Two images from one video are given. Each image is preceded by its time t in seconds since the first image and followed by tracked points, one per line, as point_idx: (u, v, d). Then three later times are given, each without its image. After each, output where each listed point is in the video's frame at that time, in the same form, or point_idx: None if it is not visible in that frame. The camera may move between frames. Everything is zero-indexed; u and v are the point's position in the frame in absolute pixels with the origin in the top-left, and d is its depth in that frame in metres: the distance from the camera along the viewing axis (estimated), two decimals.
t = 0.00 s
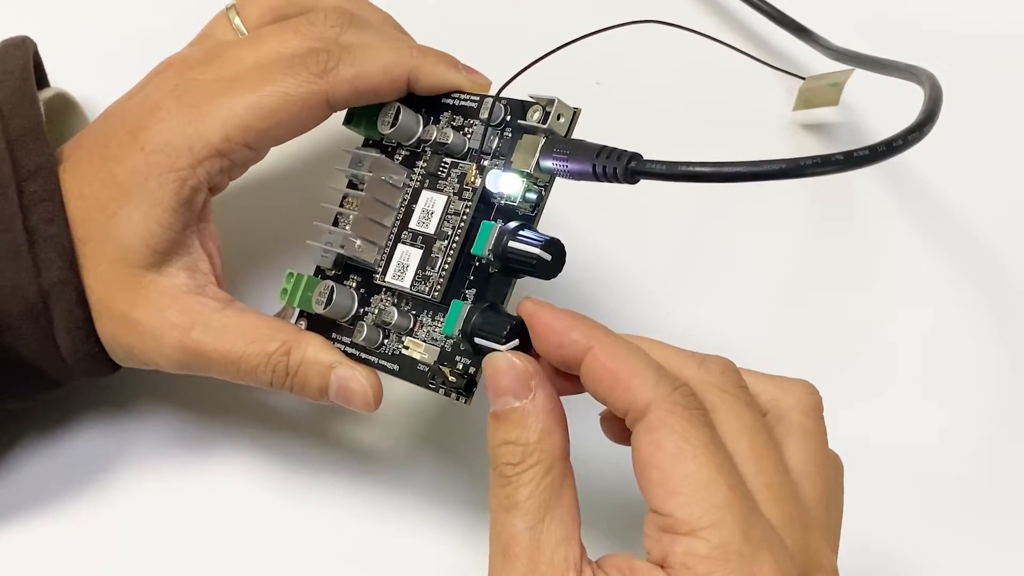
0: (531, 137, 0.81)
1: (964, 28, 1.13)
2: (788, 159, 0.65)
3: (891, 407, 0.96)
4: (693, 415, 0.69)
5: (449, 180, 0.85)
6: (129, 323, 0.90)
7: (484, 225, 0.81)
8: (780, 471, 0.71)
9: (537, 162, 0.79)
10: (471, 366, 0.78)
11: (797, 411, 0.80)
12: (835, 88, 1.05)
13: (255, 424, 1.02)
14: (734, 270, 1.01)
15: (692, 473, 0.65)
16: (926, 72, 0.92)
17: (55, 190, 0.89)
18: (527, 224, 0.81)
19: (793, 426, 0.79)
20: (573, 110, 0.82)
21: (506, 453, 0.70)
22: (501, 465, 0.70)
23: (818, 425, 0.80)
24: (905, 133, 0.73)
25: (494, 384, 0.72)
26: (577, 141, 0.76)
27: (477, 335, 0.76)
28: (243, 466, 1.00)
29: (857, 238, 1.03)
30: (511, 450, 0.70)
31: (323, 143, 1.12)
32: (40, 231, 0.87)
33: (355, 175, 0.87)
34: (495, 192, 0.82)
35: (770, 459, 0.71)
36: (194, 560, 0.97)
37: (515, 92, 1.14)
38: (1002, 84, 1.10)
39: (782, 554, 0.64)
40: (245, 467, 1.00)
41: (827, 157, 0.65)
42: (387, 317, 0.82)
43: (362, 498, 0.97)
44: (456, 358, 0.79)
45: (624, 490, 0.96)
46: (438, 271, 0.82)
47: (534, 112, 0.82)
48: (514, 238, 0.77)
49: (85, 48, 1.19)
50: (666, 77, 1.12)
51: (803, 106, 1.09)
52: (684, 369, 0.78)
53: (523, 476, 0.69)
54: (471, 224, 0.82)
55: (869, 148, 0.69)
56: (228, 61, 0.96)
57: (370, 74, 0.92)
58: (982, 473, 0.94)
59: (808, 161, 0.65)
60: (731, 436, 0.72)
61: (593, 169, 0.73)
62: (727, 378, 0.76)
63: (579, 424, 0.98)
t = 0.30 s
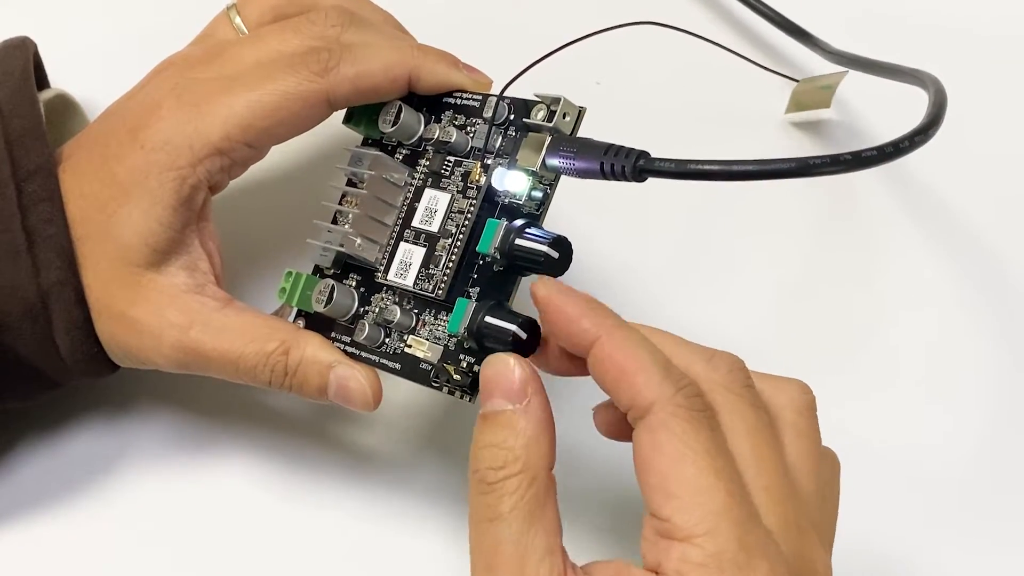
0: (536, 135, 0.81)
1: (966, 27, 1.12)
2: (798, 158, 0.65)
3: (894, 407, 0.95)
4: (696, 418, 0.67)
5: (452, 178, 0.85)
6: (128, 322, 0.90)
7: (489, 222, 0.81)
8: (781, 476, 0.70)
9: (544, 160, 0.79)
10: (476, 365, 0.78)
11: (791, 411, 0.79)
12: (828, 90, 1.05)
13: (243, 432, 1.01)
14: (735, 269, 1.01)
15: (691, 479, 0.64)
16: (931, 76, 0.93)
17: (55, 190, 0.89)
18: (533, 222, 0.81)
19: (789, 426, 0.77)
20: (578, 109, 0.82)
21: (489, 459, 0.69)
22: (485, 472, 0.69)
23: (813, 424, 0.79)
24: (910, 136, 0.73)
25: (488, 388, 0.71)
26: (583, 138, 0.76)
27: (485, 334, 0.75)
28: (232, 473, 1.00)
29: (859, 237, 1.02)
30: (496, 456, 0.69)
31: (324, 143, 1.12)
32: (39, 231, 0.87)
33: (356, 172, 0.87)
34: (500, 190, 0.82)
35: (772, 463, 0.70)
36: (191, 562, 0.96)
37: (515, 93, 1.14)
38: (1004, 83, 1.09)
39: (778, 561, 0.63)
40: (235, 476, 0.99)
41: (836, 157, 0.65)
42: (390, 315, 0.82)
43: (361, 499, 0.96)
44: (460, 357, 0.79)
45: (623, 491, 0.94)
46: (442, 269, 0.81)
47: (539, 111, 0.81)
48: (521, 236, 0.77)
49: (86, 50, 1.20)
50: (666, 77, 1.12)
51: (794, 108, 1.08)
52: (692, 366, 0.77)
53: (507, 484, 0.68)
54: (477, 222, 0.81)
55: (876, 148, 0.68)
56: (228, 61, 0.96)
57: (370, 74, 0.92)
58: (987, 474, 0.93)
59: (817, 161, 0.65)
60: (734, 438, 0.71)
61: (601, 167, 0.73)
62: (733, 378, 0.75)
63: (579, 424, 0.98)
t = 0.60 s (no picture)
0: (536, 138, 0.81)
1: (966, 27, 1.12)
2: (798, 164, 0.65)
3: (891, 408, 0.96)
4: (695, 416, 0.68)
5: (452, 180, 0.85)
6: (128, 322, 0.90)
7: (489, 226, 0.80)
8: (782, 477, 0.70)
9: (544, 163, 0.79)
10: (477, 367, 0.78)
11: (799, 416, 0.79)
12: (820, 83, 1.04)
13: (255, 418, 1.02)
14: (735, 269, 1.01)
15: (691, 475, 0.65)
16: (931, 79, 0.92)
17: (55, 190, 0.89)
18: (534, 225, 0.81)
19: (795, 429, 0.78)
20: (579, 112, 0.82)
21: (502, 444, 0.70)
22: (499, 456, 0.70)
23: (819, 426, 0.79)
24: (911, 140, 0.73)
25: (486, 372, 0.70)
26: (583, 142, 0.76)
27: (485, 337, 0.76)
28: (244, 459, 1.00)
29: (858, 238, 1.02)
30: (507, 440, 0.70)
31: (324, 143, 1.12)
32: (39, 231, 0.87)
33: (355, 174, 0.87)
34: (500, 193, 0.82)
35: (772, 463, 0.70)
36: (193, 559, 0.96)
37: (515, 92, 1.14)
38: (1005, 83, 1.09)
39: (778, 558, 0.63)
40: (245, 464, 1.00)
41: (836, 162, 0.65)
42: (391, 317, 0.82)
43: (362, 498, 0.97)
44: (461, 358, 0.79)
45: (624, 490, 0.95)
46: (442, 271, 0.81)
47: (540, 113, 0.81)
48: (521, 239, 0.77)
49: (85, 48, 1.19)
50: (666, 76, 1.12)
51: (786, 100, 1.08)
52: (689, 369, 0.77)
53: (519, 466, 0.69)
54: (477, 224, 0.81)
55: (876, 153, 0.69)
56: (227, 61, 0.96)
57: (371, 74, 0.91)
58: (984, 474, 0.94)
59: (817, 166, 0.65)
60: (733, 437, 0.71)
61: (601, 171, 0.73)
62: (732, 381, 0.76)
63: (579, 423, 0.98)
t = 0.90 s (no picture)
0: (535, 136, 0.80)
1: (968, 24, 1.12)
2: (796, 159, 0.65)
3: (892, 407, 0.95)
4: (689, 422, 0.67)
5: (450, 178, 0.85)
6: (128, 322, 0.90)
7: (488, 223, 0.80)
8: (779, 478, 0.69)
9: (543, 161, 0.78)
10: (476, 365, 0.78)
11: (795, 413, 0.79)
12: (817, 77, 1.05)
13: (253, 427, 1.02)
14: (734, 268, 1.01)
15: (687, 483, 0.64)
16: (931, 77, 0.91)
17: (54, 190, 0.89)
18: (532, 223, 0.81)
19: (790, 429, 0.77)
20: (577, 109, 0.81)
21: (501, 454, 0.69)
22: (497, 465, 0.70)
23: (816, 423, 0.78)
24: (910, 135, 0.73)
25: (492, 384, 0.71)
26: (581, 139, 0.76)
27: (485, 336, 0.76)
28: (242, 465, 1.00)
29: (858, 236, 1.02)
30: (506, 450, 0.69)
31: (324, 141, 1.12)
32: (39, 231, 0.88)
33: (354, 172, 0.86)
34: (499, 190, 0.81)
35: (768, 466, 0.69)
36: (192, 560, 0.96)
37: (514, 92, 1.14)
38: (1007, 81, 1.09)
39: (776, 563, 0.63)
40: (241, 472, 1.00)
41: (835, 158, 0.65)
42: (389, 315, 0.81)
43: (361, 499, 0.97)
44: (460, 357, 0.79)
45: (623, 490, 0.94)
46: (441, 269, 0.81)
47: (538, 110, 0.81)
48: (520, 237, 0.77)
49: (85, 48, 1.19)
50: (665, 74, 1.12)
51: (783, 95, 1.08)
52: (681, 373, 0.76)
53: (517, 477, 0.68)
54: (475, 222, 0.81)
55: (875, 149, 0.68)
56: (226, 60, 0.96)
57: (369, 72, 0.91)
58: (985, 474, 0.93)
59: (815, 162, 0.64)
60: (728, 441, 0.71)
61: (600, 168, 0.72)
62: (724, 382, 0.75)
63: (578, 424, 0.98)
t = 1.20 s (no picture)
0: (533, 134, 0.80)
1: (969, 20, 1.11)
2: (795, 156, 0.65)
3: (892, 405, 0.96)
4: (701, 415, 0.68)
5: (450, 177, 0.84)
6: (128, 322, 0.90)
7: (489, 222, 0.80)
8: (784, 478, 0.70)
9: (542, 159, 0.78)
10: (477, 364, 0.78)
11: (800, 417, 0.79)
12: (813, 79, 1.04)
13: (256, 422, 1.02)
14: (735, 266, 1.01)
15: (697, 476, 0.65)
16: (931, 75, 0.91)
17: (55, 190, 0.89)
18: (532, 221, 0.81)
19: (795, 431, 0.78)
20: (575, 108, 0.81)
21: (503, 446, 0.70)
22: (500, 457, 0.70)
23: (821, 427, 0.79)
24: (910, 133, 0.73)
25: (487, 372, 0.71)
26: (580, 137, 0.76)
27: (486, 336, 0.76)
28: (247, 459, 1.01)
29: (858, 233, 1.02)
30: (508, 441, 0.69)
31: (323, 140, 1.11)
32: (39, 231, 0.88)
33: (353, 171, 0.86)
34: (498, 188, 0.82)
35: (776, 465, 0.70)
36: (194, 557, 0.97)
37: (514, 90, 1.14)
38: (1008, 80, 1.08)
39: (782, 560, 0.63)
40: (246, 468, 1.00)
41: (834, 155, 0.65)
42: (390, 314, 0.81)
43: (362, 499, 0.97)
44: (462, 356, 0.79)
45: (624, 488, 0.95)
46: (441, 268, 0.81)
47: (537, 109, 0.81)
48: (520, 236, 0.77)
49: (84, 47, 1.19)
50: (664, 71, 1.12)
51: (779, 96, 1.08)
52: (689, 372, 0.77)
53: (520, 467, 0.69)
54: (475, 221, 0.81)
55: (874, 146, 0.68)
56: (224, 58, 0.96)
57: (368, 70, 0.91)
58: (985, 472, 0.93)
59: (814, 159, 0.64)
60: (736, 438, 0.71)
61: (599, 166, 0.72)
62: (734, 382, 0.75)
63: (579, 422, 0.98)
